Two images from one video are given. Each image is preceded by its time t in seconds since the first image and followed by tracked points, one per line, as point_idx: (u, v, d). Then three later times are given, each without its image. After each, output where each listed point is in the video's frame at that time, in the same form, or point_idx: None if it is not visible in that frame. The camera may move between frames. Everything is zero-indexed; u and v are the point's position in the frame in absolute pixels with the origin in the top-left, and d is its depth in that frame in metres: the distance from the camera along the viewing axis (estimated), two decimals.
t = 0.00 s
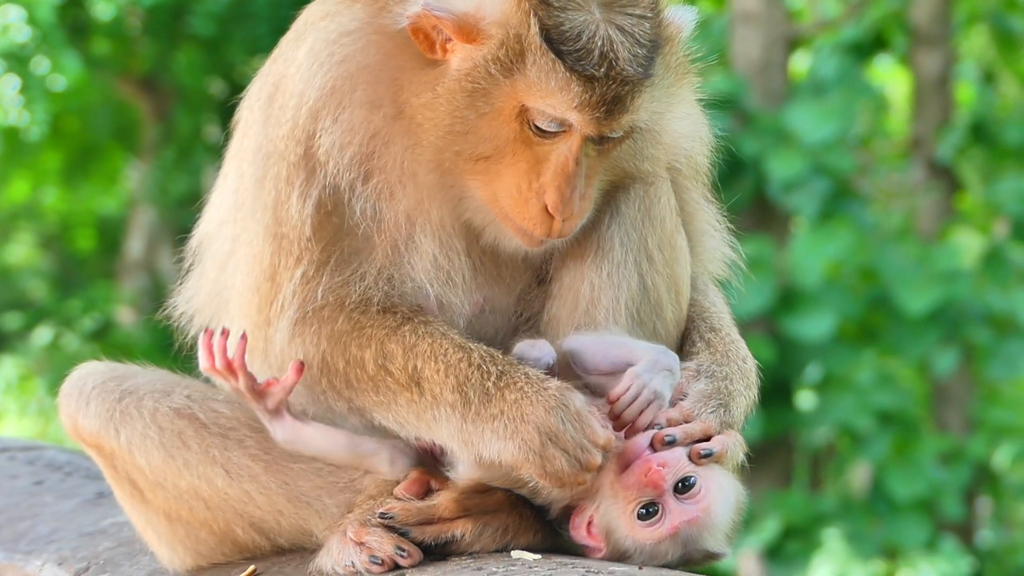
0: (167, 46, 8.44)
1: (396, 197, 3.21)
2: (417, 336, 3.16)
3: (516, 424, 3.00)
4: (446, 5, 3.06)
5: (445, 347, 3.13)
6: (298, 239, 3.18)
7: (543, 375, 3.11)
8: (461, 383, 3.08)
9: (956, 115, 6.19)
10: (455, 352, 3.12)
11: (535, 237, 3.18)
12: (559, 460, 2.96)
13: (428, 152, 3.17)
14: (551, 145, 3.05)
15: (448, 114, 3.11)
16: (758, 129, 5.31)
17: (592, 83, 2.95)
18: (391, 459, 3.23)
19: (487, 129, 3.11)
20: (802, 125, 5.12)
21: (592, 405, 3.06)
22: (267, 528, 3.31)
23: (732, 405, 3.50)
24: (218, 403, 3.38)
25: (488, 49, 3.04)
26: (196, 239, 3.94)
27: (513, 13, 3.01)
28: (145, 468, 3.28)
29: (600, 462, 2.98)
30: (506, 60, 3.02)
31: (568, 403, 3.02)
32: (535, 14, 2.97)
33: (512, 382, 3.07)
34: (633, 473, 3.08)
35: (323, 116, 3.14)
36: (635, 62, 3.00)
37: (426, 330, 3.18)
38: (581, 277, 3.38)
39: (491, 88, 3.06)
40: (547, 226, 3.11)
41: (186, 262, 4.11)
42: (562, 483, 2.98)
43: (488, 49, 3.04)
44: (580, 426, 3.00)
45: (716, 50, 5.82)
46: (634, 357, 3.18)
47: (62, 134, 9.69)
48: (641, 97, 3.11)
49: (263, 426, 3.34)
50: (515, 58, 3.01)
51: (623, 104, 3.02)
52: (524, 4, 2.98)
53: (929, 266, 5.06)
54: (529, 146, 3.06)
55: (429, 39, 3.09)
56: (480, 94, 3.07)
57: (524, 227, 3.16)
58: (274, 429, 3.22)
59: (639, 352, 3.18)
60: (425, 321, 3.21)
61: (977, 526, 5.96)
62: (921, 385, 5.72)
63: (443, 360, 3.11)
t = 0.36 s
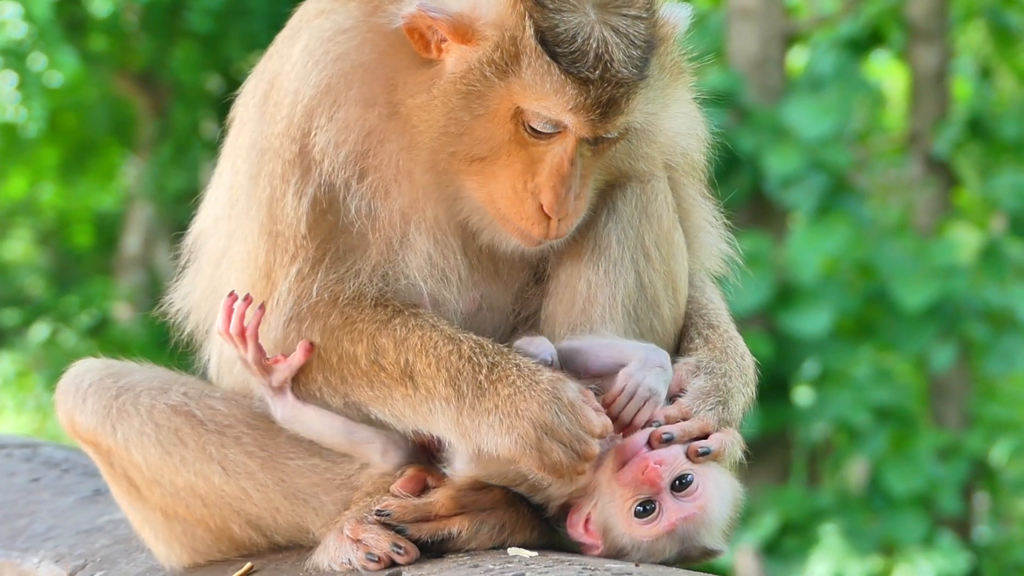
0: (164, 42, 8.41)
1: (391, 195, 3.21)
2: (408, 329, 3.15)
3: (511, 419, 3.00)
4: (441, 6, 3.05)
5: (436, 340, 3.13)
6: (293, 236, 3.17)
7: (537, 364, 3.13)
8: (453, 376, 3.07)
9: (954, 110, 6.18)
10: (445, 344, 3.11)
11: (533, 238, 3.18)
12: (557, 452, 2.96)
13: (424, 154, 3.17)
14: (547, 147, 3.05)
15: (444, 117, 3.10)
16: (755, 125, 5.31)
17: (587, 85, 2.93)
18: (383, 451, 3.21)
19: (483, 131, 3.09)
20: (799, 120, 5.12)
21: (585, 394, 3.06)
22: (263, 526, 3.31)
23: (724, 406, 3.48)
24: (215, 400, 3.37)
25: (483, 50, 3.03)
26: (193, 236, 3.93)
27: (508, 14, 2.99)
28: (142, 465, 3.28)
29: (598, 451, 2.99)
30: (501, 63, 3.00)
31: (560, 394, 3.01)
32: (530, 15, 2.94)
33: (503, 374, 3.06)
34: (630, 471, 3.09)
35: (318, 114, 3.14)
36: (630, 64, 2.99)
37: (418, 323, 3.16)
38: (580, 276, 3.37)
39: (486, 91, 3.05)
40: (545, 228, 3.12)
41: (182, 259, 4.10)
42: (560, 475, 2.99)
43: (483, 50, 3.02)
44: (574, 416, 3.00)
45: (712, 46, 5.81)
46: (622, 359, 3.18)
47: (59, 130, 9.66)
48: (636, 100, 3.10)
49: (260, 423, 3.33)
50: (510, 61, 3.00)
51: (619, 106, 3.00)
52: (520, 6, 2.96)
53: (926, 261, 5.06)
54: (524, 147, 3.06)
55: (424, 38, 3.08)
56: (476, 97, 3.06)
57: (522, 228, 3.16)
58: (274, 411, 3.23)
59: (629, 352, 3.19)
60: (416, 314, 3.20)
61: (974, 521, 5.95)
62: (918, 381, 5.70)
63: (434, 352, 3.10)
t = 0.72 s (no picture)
0: (162, 39, 8.39)
1: (392, 192, 3.21)
2: (400, 328, 3.17)
3: (513, 422, 3.00)
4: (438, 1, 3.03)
5: (428, 340, 3.14)
6: (293, 233, 3.16)
7: (531, 358, 3.13)
8: (451, 377, 3.08)
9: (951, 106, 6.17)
10: (438, 343, 3.12)
11: (532, 235, 3.20)
12: (564, 452, 2.97)
13: (425, 152, 3.17)
14: (545, 142, 3.04)
15: (442, 116, 3.10)
16: (753, 121, 5.30)
17: (584, 83, 2.93)
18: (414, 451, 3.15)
19: (481, 129, 3.09)
20: (796, 116, 5.13)
21: (585, 392, 3.04)
22: (261, 522, 3.31)
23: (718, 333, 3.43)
24: (212, 397, 3.36)
25: (480, 48, 3.02)
26: (188, 232, 3.93)
27: (505, 12, 2.98)
28: (139, 462, 3.28)
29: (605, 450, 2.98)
30: (499, 60, 3.00)
31: (560, 394, 3.00)
32: (528, 13, 2.94)
33: (501, 376, 3.06)
34: (625, 473, 3.18)
35: (317, 112, 3.13)
36: (627, 62, 2.99)
37: (412, 321, 3.18)
38: (572, 267, 3.38)
39: (483, 88, 3.04)
40: (543, 224, 3.13)
41: (177, 255, 4.10)
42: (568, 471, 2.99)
43: (480, 48, 3.02)
44: (577, 418, 2.98)
45: (710, 42, 5.80)
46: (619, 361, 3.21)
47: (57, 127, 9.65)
48: (635, 95, 3.10)
49: (257, 420, 3.35)
50: (507, 58, 2.99)
51: (616, 103, 3.00)
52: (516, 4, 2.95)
53: (924, 258, 5.06)
54: (522, 143, 3.06)
55: (422, 35, 3.07)
56: (473, 94, 3.06)
57: (521, 225, 3.17)
58: (301, 378, 3.12)
59: (624, 353, 3.21)
60: (410, 310, 3.22)
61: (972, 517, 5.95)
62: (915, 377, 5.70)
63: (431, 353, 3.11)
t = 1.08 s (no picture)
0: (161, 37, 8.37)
1: (389, 180, 3.22)
2: (396, 327, 3.16)
3: (509, 436, 2.97)
4: None
5: (423, 342, 3.11)
6: (293, 222, 3.17)
7: (528, 368, 3.08)
8: (446, 383, 3.05)
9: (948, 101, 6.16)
10: (431, 345, 3.10)
11: (524, 223, 3.16)
12: (553, 476, 2.95)
13: (423, 140, 3.16)
14: (540, 131, 3.03)
15: (437, 103, 3.09)
16: (750, 116, 5.30)
17: (577, 71, 2.93)
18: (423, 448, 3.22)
19: (477, 117, 3.08)
20: (793, 111, 5.12)
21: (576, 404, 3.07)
22: (259, 520, 3.31)
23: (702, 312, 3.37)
24: (212, 394, 3.37)
25: (475, 36, 3.02)
26: (188, 228, 3.94)
27: None
28: (138, 460, 3.28)
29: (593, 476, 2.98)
30: (493, 48, 3.00)
31: (556, 415, 2.97)
32: (523, 3, 2.96)
33: (497, 390, 3.02)
34: (627, 468, 3.20)
35: (317, 100, 3.14)
36: (622, 50, 2.99)
37: (406, 320, 3.16)
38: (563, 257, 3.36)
39: (478, 75, 3.04)
40: (536, 212, 3.09)
41: (178, 251, 4.11)
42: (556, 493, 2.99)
43: (476, 35, 3.02)
44: (573, 444, 2.96)
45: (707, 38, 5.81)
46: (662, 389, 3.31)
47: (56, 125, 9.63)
48: (630, 85, 3.10)
49: (256, 418, 3.35)
50: (501, 46, 3.00)
51: (610, 91, 2.99)
52: None
53: (921, 253, 5.06)
54: (517, 131, 3.05)
55: (420, 22, 3.07)
56: (468, 81, 3.05)
57: (513, 213, 3.14)
58: (311, 372, 3.13)
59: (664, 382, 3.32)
60: (407, 306, 3.23)
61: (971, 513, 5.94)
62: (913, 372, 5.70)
63: (427, 355, 3.09)
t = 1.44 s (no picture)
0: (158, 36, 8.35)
1: (389, 186, 3.22)
2: (400, 326, 3.17)
3: (509, 434, 2.99)
4: None
5: (427, 342, 3.14)
6: (293, 227, 3.18)
7: (527, 368, 3.10)
8: (448, 383, 3.07)
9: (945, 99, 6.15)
10: (436, 346, 3.13)
11: (526, 229, 3.16)
12: (552, 473, 2.95)
13: (422, 149, 3.15)
14: (541, 140, 3.02)
15: (437, 113, 3.08)
16: (749, 114, 5.30)
17: (577, 82, 2.91)
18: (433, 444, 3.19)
19: (477, 126, 3.07)
20: (790, 109, 5.11)
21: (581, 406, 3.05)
22: (257, 517, 3.31)
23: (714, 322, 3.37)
24: (210, 391, 3.37)
25: (474, 45, 3.01)
26: (188, 226, 3.94)
27: (499, 10, 2.96)
28: (136, 456, 3.28)
29: (595, 475, 2.96)
30: (493, 59, 2.98)
31: (558, 415, 2.98)
32: (522, 11, 2.93)
33: (498, 390, 3.04)
34: (662, 463, 3.19)
35: (317, 106, 3.15)
36: (621, 60, 2.97)
37: (410, 321, 3.18)
38: (567, 262, 3.34)
39: (478, 87, 3.02)
40: (538, 220, 3.09)
41: (178, 248, 4.10)
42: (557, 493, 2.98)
43: (476, 44, 3.00)
44: (574, 441, 2.96)
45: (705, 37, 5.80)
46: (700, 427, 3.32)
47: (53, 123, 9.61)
48: (631, 94, 3.08)
49: (254, 415, 3.35)
50: (501, 57, 2.98)
51: (610, 102, 2.98)
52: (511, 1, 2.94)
53: (919, 251, 5.05)
54: (518, 141, 3.04)
55: (420, 28, 3.07)
56: (468, 92, 3.04)
57: (515, 220, 3.13)
58: (314, 376, 3.11)
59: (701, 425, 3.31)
60: (409, 310, 3.23)
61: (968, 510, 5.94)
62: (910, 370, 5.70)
63: (430, 355, 3.11)
